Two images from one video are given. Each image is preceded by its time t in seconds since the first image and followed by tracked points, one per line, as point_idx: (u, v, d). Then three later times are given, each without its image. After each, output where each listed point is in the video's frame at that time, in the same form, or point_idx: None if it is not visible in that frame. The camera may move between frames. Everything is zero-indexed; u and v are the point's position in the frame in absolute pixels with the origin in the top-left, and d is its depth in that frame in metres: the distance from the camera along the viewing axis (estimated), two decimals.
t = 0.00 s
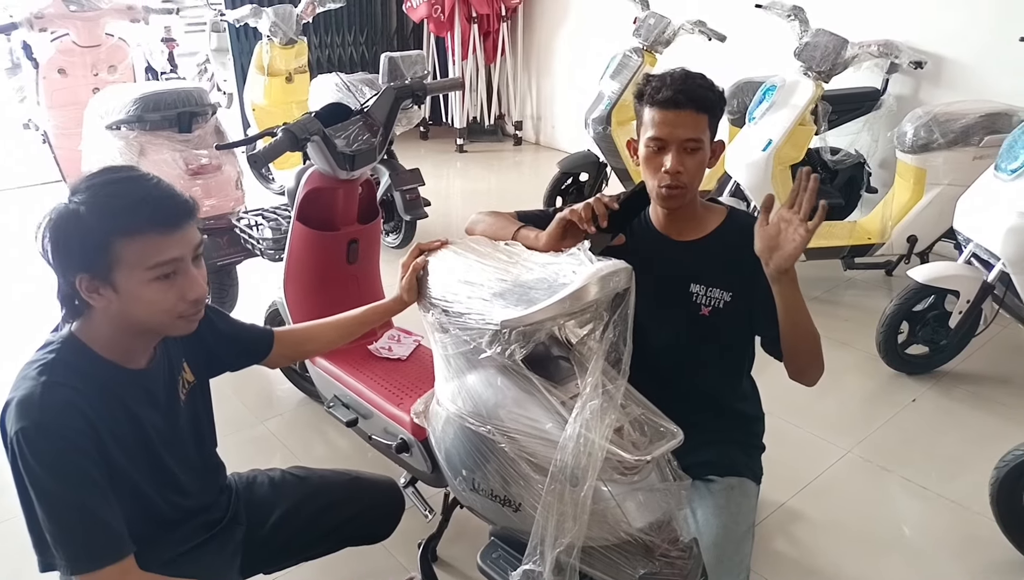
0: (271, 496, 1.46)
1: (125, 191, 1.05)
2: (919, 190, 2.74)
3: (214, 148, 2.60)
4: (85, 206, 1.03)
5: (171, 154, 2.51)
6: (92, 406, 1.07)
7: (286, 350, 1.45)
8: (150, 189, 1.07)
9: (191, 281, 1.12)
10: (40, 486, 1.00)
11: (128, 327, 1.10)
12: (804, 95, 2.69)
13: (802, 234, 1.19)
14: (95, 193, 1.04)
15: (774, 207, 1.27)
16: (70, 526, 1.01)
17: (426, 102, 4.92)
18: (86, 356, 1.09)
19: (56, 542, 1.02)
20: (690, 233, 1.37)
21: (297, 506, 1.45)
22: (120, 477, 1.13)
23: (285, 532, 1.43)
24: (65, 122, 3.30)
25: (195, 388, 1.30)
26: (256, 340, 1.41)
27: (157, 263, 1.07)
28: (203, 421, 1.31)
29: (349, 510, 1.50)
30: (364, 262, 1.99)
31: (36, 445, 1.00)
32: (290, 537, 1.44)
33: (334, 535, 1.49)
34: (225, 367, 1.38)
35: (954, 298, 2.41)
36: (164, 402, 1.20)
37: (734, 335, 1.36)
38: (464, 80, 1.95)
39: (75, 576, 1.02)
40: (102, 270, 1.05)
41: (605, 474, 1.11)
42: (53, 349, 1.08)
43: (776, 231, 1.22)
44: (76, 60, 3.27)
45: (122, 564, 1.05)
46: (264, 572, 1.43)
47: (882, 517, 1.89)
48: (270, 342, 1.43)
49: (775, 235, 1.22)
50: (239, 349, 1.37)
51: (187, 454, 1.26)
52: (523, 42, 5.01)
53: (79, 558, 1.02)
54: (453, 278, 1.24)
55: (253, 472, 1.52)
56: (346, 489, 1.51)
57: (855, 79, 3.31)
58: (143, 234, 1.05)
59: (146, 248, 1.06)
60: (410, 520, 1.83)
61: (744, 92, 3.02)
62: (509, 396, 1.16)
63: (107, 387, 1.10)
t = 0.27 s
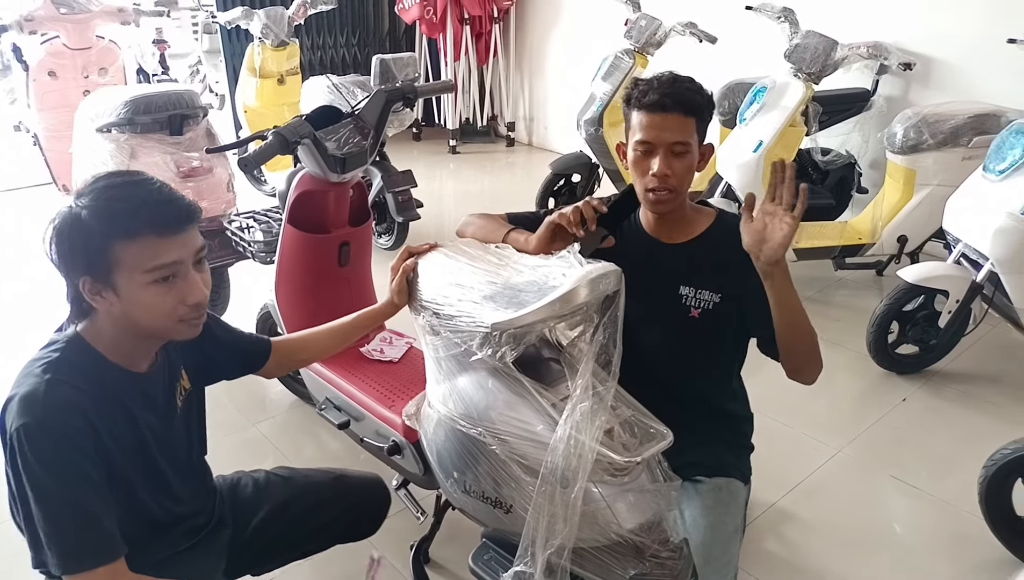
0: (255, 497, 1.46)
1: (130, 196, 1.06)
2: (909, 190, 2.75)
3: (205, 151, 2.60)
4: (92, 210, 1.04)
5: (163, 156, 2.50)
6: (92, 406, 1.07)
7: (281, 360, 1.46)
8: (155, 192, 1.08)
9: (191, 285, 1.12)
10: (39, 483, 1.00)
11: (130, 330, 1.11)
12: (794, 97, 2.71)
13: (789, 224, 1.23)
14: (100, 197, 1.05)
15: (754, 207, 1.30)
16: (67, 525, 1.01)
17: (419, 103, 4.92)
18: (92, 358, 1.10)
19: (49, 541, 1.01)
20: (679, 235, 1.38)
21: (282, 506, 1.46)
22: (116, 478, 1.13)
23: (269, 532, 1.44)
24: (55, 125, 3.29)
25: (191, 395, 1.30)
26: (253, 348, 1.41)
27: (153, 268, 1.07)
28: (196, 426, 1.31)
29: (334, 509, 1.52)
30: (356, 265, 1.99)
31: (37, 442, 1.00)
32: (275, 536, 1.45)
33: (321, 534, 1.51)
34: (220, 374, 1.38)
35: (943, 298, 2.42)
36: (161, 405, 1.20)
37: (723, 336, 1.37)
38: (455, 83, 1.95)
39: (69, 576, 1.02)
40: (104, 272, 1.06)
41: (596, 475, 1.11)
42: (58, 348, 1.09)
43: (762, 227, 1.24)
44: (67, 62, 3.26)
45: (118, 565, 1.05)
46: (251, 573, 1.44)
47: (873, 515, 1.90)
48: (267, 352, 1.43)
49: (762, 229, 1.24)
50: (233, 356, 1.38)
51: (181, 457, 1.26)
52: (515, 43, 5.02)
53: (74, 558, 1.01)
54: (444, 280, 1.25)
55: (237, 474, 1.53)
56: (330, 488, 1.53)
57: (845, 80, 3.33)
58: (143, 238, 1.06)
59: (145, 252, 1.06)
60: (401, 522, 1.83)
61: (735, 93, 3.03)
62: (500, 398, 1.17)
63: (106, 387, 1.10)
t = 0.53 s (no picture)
0: (243, 498, 1.47)
1: (160, 205, 1.08)
2: (901, 190, 2.76)
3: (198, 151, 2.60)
4: (121, 216, 1.05)
5: (155, 157, 2.50)
6: (99, 407, 1.08)
7: (278, 366, 1.47)
8: (184, 203, 1.10)
9: (209, 296, 1.13)
10: (44, 484, 1.01)
11: (141, 336, 1.11)
12: (786, 97, 2.71)
13: (804, 282, 1.19)
14: (130, 205, 1.06)
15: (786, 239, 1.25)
16: (69, 528, 1.02)
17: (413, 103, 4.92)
18: (101, 359, 1.10)
19: (50, 544, 1.02)
20: (672, 239, 1.38)
21: (271, 504, 1.47)
22: (117, 480, 1.13)
23: (259, 531, 1.45)
24: (47, 125, 3.29)
25: (189, 401, 1.30)
26: (251, 352, 1.42)
27: (177, 276, 1.09)
28: (191, 430, 1.31)
29: (323, 504, 1.53)
30: (350, 266, 1.99)
31: (46, 443, 1.01)
32: (266, 534, 1.45)
33: (311, 531, 1.52)
34: (218, 379, 1.38)
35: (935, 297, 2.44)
36: (162, 407, 1.21)
37: (715, 338, 1.37)
38: (449, 83, 1.95)
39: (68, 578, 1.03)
40: (127, 278, 1.06)
41: (589, 475, 1.11)
42: (69, 350, 1.09)
43: (779, 267, 1.22)
44: (59, 63, 3.25)
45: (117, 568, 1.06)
46: (243, 573, 1.45)
47: (866, 514, 1.91)
48: (264, 357, 1.43)
49: (778, 272, 1.22)
50: (231, 361, 1.38)
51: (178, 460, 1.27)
52: (509, 43, 5.02)
53: (74, 561, 1.03)
54: (437, 281, 1.25)
55: (226, 474, 1.54)
56: (318, 483, 1.54)
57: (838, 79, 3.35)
58: (174, 247, 1.08)
59: (173, 259, 1.08)
60: (396, 523, 1.83)
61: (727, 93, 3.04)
62: (493, 399, 1.17)
63: (112, 389, 1.11)
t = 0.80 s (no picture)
0: (247, 499, 1.48)
1: (161, 205, 1.08)
2: (896, 191, 2.78)
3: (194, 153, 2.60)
4: (121, 215, 1.06)
5: (151, 159, 2.50)
6: (103, 407, 1.08)
7: (275, 366, 1.47)
8: (186, 204, 1.11)
9: (212, 294, 1.14)
10: (47, 483, 1.01)
11: (143, 335, 1.12)
12: (782, 97, 2.72)
13: (800, 288, 1.19)
14: (130, 205, 1.07)
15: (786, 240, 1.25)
16: (73, 526, 1.02)
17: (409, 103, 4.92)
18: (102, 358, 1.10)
19: (54, 543, 1.03)
20: (667, 240, 1.39)
21: (274, 507, 1.48)
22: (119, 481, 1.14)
23: (262, 533, 1.46)
24: (42, 126, 3.28)
25: (190, 399, 1.31)
26: (248, 353, 1.42)
27: (178, 275, 1.09)
28: (192, 431, 1.32)
29: (325, 506, 1.53)
30: (346, 267, 1.99)
31: (50, 443, 1.01)
32: (271, 535, 1.47)
33: (314, 533, 1.52)
34: (216, 380, 1.38)
35: (930, 297, 2.45)
36: (164, 409, 1.21)
37: (713, 339, 1.38)
38: (445, 85, 1.96)
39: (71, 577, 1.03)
40: (128, 276, 1.06)
41: (586, 476, 1.12)
42: (71, 350, 1.09)
43: (777, 272, 1.23)
44: (54, 64, 3.25)
45: (120, 568, 1.06)
46: (244, 574, 1.46)
47: (862, 512, 1.92)
48: (262, 357, 1.43)
49: (775, 277, 1.23)
50: (229, 362, 1.38)
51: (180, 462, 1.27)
52: (505, 44, 5.02)
53: (78, 560, 1.03)
54: (434, 282, 1.25)
55: (229, 475, 1.54)
56: (320, 486, 1.54)
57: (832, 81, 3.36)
58: (175, 244, 1.08)
59: (175, 256, 1.08)
60: (393, 523, 1.83)
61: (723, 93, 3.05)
62: (490, 400, 1.17)
63: (116, 389, 1.11)
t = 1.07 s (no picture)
0: (248, 498, 1.48)
1: (152, 199, 1.08)
2: (892, 189, 2.79)
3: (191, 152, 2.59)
4: (112, 209, 1.05)
5: (149, 158, 2.49)
6: (104, 405, 1.08)
7: (272, 362, 1.47)
8: (177, 196, 1.10)
9: (209, 286, 1.14)
10: (50, 481, 1.01)
11: (141, 330, 1.12)
12: (779, 95, 2.73)
13: (798, 290, 1.19)
14: (121, 199, 1.07)
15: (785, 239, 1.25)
16: (77, 523, 1.02)
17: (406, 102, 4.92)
18: (102, 355, 1.10)
19: (58, 542, 1.03)
20: (666, 237, 1.39)
21: (277, 507, 1.48)
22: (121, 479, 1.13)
23: (265, 532, 1.46)
24: (38, 126, 3.27)
25: (189, 395, 1.31)
26: (246, 351, 1.42)
27: (174, 267, 1.09)
28: (193, 429, 1.31)
29: (327, 505, 1.53)
30: (344, 266, 1.99)
31: (52, 441, 1.01)
32: (273, 534, 1.47)
33: (315, 532, 1.52)
34: (214, 378, 1.38)
35: (926, 295, 2.45)
36: (166, 407, 1.21)
37: (712, 336, 1.38)
38: (443, 83, 1.96)
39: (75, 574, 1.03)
40: (123, 270, 1.06)
41: (586, 473, 1.12)
42: (70, 348, 1.09)
43: (775, 274, 1.23)
44: (50, 63, 3.24)
45: (124, 565, 1.06)
46: (246, 573, 1.46)
47: (860, 509, 1.93)
48: (260, 354, 1.43)
49: (773, 278, 1.23)
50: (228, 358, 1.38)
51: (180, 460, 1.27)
52: (502, 43, 5.02)
53: (82, 557, 1.03)
54: (432, 280, 1.25)
55: (231, 474, 1.54)
56: (322, 486, 1.55)
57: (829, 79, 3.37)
58: (168, 236, 1.08)
59: (170, 249, 1.08)
60: (392, 521, 1.83)
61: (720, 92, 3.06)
62: (489, 397, 1.17)
63: (117, 386, 1.11)
